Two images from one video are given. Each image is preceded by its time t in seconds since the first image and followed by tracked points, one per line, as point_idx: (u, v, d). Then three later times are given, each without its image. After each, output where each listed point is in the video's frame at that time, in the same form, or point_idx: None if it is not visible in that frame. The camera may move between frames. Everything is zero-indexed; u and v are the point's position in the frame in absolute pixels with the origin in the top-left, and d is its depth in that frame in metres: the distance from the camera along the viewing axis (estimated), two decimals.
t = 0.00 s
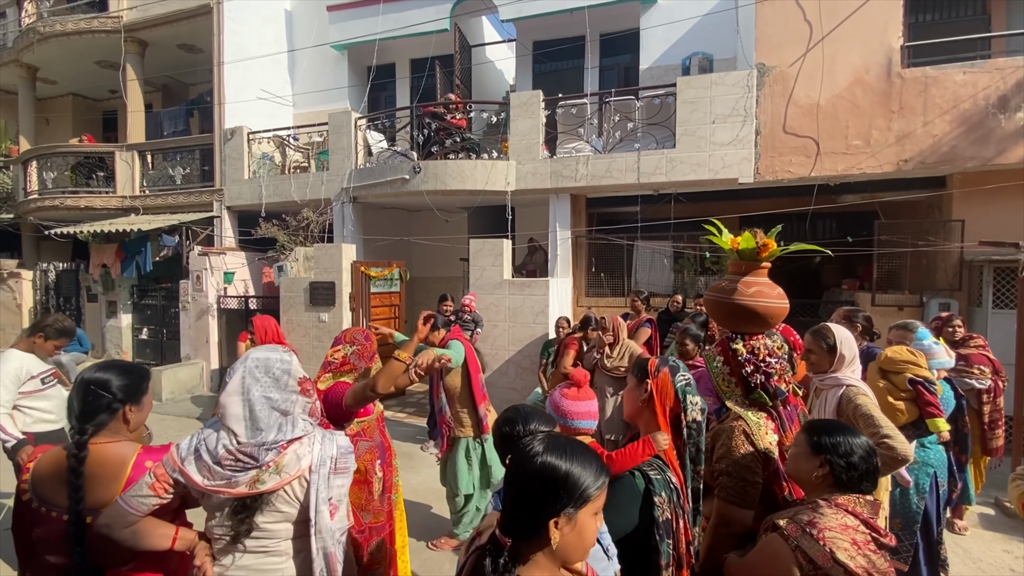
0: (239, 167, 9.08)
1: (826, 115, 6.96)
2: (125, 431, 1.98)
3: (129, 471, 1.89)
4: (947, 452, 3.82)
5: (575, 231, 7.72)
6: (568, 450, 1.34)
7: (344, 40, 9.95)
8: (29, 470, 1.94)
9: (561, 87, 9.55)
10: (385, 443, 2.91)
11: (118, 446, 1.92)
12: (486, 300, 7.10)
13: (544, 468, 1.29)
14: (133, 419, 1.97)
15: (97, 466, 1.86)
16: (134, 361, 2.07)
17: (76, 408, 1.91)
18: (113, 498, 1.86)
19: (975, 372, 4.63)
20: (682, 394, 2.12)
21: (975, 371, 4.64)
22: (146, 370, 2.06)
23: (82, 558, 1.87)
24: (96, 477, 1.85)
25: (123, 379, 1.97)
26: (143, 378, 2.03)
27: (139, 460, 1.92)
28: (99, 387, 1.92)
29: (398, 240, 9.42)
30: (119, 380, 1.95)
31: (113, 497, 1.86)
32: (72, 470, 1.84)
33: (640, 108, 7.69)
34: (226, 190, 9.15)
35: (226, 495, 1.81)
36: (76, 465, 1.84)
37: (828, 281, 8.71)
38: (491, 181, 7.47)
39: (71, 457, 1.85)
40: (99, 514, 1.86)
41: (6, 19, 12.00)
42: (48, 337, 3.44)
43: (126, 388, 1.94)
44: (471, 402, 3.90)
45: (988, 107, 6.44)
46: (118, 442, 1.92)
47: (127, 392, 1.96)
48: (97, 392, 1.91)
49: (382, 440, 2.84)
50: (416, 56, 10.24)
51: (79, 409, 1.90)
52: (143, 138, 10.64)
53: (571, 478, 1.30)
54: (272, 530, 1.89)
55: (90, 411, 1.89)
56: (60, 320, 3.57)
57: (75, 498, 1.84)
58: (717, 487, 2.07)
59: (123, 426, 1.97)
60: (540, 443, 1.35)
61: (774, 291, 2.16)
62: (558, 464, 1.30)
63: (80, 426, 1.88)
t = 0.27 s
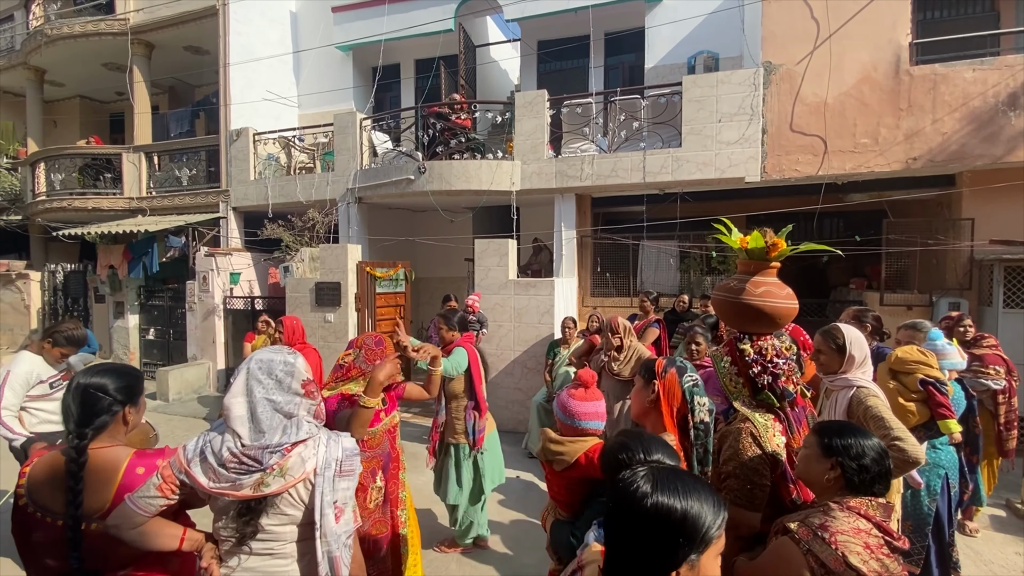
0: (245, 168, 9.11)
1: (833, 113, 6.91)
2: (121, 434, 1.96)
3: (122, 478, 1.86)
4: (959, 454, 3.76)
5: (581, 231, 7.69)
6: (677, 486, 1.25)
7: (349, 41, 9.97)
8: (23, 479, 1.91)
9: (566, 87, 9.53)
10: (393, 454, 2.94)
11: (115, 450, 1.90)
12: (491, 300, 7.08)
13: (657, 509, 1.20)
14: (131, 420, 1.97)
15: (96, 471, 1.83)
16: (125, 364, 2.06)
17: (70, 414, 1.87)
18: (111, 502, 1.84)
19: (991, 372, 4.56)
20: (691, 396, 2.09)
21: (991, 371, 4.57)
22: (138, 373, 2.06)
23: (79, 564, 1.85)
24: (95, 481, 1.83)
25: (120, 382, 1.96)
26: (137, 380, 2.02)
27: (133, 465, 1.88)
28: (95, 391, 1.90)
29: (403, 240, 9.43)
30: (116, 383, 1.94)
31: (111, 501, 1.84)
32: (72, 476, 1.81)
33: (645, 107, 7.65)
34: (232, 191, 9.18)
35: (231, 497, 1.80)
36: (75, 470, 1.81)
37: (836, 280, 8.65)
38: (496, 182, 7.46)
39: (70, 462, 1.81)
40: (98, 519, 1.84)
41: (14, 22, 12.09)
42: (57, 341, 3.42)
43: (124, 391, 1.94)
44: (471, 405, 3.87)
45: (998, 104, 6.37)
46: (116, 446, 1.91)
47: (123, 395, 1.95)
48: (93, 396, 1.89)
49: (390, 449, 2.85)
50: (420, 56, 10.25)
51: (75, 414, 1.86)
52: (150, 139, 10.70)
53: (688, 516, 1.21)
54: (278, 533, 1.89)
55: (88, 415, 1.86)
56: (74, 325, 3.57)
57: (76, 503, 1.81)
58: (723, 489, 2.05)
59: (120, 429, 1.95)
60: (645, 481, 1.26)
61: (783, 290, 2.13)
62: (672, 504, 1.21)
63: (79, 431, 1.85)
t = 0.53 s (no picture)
0: (251, 171, 9.15)
1: (840, 114, 6.87)
2: (112, 440, 1.94)
3: (107, 485, 1.82)
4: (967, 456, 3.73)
5: (586, 233, 7.69)
6: (825, 521, 1.17)
7: (355, 44, 10.01)
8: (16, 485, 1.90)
9: (570, 88, 9.53)
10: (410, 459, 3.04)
11: (103, 456, 1.87)
12: (496, 302, 7.08)
13: (806, 550, 1.13)
14: (121, 425, 1.95)
15: (81, 477, 1.80)
16: (117, 369, 2.04)
17: (59, 419, 1.86)
18: (94, 510, 1.81)
19: (1003, 375, 4.46)
20: (694, 400, 2.10)
21: (1002, 374, 4.46)
22: (131, 379, 2.03)
23: (64, 569, 1.83)
24: (80, 488, 1.80)
25: (110, 387, 1.94)
26: (128, 386, 2.00)
27: (117, 473, 1.83)
28: (84, 396, 1.88)
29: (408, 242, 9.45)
30: (105, 389, 1.92)
31: (94, 509, 1.81)
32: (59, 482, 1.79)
33: (650, 108, 7.64)
34: (238, 194, 9.22)
35: (236, 500, 1.82)
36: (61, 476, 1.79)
37: (842, 282, 8.60)
38: (501, 184, 7.46)
39: (57, 467, 1.79)
40: (82, 526, 1.81)
41: (22, 26, 12.19)
42: (69, 346, 3.45)
43: (113, 396, 1.91)
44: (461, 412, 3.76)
45: (1005, 105, 6.34)
46: (104, 452, 1.88)
47: (112, 401, 1.93)
48: (82, 402, 1.87)
49: (375, 455, 2.69)
50: (425, 59, 10.28)
51: (64, 420, 1.85)
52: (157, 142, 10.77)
53: (844, 554, 1.13)
54: (283, 536, 1.90)
55: (76, 420, 1.85)
56: (84, 329, 3.59)
57: (62, 510, 1.78)
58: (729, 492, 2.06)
59: (109, 434, 1.93)
60: (788, 517, 1.19)
61: (788, 295, 2.13)
62: (823, 543, 1.14)
63: (66, 437, 1.83)
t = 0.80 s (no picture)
0: (257, 173, 9.19)
1: (846, 115, 6.85)
2: (106, 443, 1.92)
3: (97, 487, 1.79)
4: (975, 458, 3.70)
5: (591, 234, 7.69)
6: None
7: (360, 46, 10.05)
8: (16, 487, 1.90)
9: (575, 90, 9.53)
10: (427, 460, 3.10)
11: (95, 457, 1.85)
12: (501, 304, 7.09)
13: None
14: (114, 428, 1.93)
15: (72, 479, 1.80)
16: (116, 371, 2.03)
17: (55, 421, 1.87)
18: (84, 513, 1.79)
19: (1012, 377, 4.40)
20: (700, 401, 2.08)
21: (1011, 376, 4.41)
22: (128, 380, 2.01)
23: (58, 571, 1.81)
24: (70, 490, 1.79)
25: (103, 388, 1.92)
26: (124, 387, 1.98)
27: (107, 475, 1.80)
28: (77, 398, 1.87)
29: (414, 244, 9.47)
30: (98, 391, 1.90)
31: (85, 512, 1.79)
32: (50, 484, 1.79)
33: (655, 110, 7.63)
34: (245, 196, 9.27)
35: (241, 500, 1.82)
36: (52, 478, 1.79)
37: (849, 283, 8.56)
38: (506, 186, 7.45)
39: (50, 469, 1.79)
40: (74, 529, 1.80)
41: (31, 30, 12.30)
42: (79, 346, 3.49)
43: (104, 398, 1.89)
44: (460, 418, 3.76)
45: (1013, 105, 6.32)
46: (97, 453, 1.86)
47: (105, 403, 1.90)
48: (75, 404, 1.87)
49: (384, 457, 2.81)
50: (430, 61, 10.32)
51: (58, 421, 1.86)
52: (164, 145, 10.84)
53: None
54: (287, 537, 1.91)
55: (67, 421, 1.85)
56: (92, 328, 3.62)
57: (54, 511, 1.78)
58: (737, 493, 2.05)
59: (103, 437, 1.91)
60: (1005, 528, 1.24)
61: (796, 297, 2.12)
62: None
63: (59, 439, 1.84)
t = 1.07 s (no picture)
0: (262, 175, 9.24)
1: (851, 115, 6.80)
2: (100, 441, 1.92)
3: (89, 485, 1.79)
4: (983, 460, 3.65)
5: (594, 235, 7.68)
6: None
7: (364, 48, 10.09)
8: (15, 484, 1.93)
9: (579, 91, 9.52)
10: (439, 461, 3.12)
11: (88, 456, 1.85)
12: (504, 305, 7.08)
13: None
14: (106, 427, 1.92)
15: (64, 478, 1.80)
16: (111, 369, 2.02)
17: (50, 420, 1.88)
18: (77, 511, 1.79)
19: (1019, 379, 4.36)
20: (700, 399, 2.06)
21: (1019, 378, 4.36)
22: (121, 378, 2.00)
23: (52, 569, 1.84)
24: (63, 488, 1.80)
25: (95, 387, 1.91)
26: (117, 386, 1.97)
27: (99, 473, 1.80)
28: (69, 397, 1.87)
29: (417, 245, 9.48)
30: (89, 390, 1.89)
31: (77, 510, 1.79)
32: (44, 483, 1.80)
33: (659, 110, 7.60)
34: (249, 198, 9.32)
35: (240, 498, 1.82)
36: (46, 477, 1.80)
37: (855, 284, 8.49)
38: (509, 187, 7.44)
39: (43, 468, 1.81)
40: (68, 527, 1.81)
41: (39, 34, 12.43)
42: (83, 344, 3.51)
43: (95, 398, 1.89)
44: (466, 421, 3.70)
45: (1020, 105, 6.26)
46: (90, 451, 1.87)
47: (96, 402, 1.90)
48: (66, 403, 1.86)
49: (418, 463, 2.78)
50: (433, 63, 10.35)
51: (52, 420, 1.86)
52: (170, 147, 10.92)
53: None
54: (285, 536, 1.90)
55: (60, 421, 1.85)
56: (96, 327, 3.64)
57: (48, 509, 1.79)
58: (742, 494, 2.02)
59: (96, 436, 1.91)
60: None
61: (802, 296, 2.10)
62: None
63: (52, 438, 1.85)
